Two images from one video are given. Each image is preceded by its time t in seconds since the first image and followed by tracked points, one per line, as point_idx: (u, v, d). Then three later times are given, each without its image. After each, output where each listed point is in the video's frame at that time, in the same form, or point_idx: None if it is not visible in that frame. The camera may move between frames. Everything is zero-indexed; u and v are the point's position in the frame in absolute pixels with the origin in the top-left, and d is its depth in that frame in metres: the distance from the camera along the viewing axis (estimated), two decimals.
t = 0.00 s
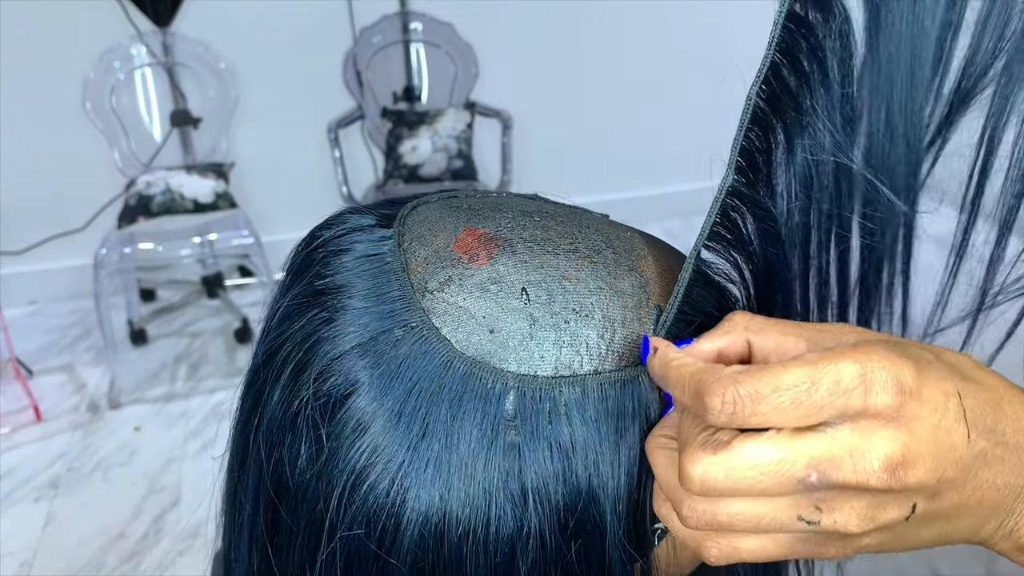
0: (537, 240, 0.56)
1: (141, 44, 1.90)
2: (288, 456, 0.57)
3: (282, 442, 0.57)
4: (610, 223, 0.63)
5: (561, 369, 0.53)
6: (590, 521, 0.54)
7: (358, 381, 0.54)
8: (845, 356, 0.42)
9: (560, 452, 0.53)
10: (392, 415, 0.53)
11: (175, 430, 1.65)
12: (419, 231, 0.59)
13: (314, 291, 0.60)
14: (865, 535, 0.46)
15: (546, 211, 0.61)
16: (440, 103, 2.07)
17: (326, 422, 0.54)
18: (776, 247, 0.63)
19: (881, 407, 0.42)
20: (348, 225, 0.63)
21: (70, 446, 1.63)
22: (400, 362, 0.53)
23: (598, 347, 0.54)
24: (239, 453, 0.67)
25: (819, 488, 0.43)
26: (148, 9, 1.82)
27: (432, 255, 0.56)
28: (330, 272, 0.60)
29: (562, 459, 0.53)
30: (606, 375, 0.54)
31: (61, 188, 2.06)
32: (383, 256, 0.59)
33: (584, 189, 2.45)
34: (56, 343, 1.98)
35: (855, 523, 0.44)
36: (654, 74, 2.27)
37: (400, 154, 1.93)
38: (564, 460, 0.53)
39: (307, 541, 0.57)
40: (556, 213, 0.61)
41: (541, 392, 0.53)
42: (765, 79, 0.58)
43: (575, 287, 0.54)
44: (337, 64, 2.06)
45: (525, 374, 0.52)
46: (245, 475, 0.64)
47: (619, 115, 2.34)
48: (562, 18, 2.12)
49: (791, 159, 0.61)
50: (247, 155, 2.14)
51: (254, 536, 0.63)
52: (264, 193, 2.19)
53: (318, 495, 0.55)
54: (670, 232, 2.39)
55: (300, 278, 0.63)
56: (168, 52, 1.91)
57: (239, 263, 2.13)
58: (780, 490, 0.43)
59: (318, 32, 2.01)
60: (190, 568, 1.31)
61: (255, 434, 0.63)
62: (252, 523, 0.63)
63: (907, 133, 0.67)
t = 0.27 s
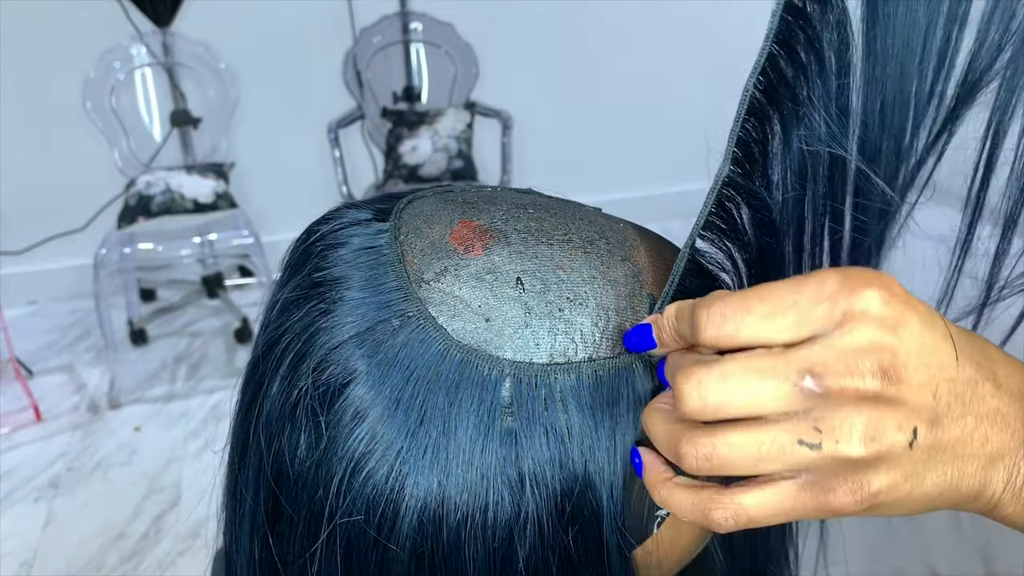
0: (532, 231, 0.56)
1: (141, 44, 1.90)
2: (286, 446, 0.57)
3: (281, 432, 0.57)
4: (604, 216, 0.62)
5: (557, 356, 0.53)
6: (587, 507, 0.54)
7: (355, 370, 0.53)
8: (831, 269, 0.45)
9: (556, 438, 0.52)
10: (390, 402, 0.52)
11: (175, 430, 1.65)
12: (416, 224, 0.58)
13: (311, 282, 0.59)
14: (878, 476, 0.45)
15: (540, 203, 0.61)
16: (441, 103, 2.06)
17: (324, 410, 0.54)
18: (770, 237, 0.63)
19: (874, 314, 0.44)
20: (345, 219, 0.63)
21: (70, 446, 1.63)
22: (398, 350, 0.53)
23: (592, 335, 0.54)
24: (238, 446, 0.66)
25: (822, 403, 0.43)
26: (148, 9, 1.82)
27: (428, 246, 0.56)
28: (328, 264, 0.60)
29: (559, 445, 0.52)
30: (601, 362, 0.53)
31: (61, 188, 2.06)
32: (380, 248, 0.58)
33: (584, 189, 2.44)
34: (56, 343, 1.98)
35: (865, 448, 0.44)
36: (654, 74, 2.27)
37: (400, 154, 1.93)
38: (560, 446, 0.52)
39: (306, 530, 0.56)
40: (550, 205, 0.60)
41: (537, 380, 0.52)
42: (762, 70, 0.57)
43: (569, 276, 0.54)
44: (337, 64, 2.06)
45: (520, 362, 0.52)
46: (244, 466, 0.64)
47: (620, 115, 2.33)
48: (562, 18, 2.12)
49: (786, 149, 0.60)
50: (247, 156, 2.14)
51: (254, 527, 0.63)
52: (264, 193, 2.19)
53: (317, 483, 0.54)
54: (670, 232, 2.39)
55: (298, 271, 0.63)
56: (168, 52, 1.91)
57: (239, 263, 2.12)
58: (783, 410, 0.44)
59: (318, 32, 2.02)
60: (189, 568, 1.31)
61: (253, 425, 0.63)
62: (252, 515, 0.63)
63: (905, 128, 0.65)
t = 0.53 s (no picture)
0: (518, 240, 0.54)
1: (141, 44, 1.90)
2: (271, 454, 0.57)
3: (265, 440, 0.57)
4: (595, 222, 0.61)
5: (539, 368, 0.51)
6: (570, 518, 0.54)
7: (338, 380, 0.53)
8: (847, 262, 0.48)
9: (539, 451, 0.52)
10: (372, 413, 0.52)
11: (175, 430, 1.65)
12: (402, 232, 0.57)
13: (298, 290, 0.59)
14: (914, 454, 0.46)
15: (529, 210, 0.59)
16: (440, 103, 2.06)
17: (307, 420, 0.54)
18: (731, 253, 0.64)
19: (889, 299, 0.46)
20: (333, 226, 0.62)
21: (69, 446, 1.63)
22: (380, 361, 0.52)
23: (577, 348, 0.52)
24: (227, 448, 0.67)
25: (856, 374, 0.44)
26: (148, 10, 1.82)
27: (413, 256, 0.55)
28: (314, 271, 0.59)
29: (542, 457, 0.52)
30: (585, 374, 0.52)
31: (61, 188, 2.06)
32: (366, 257, 0.58)
33: (584, 190, 2.43)
34: (57, 343, 1.98)
35: (895, 418, 0.45)
36: (653, 74, 2.27)
37: (400, 153, 1.93)
38: (543, 458, 0.52)
39: (290, 537, 0.57)
40: (539, 212, 0.59)
41: (519, 392, 0.51)
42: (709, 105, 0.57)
43: (554, 287, 0.52)
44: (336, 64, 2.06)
45: (502, 374, 0.51)
46: (231, 469, 0.64)
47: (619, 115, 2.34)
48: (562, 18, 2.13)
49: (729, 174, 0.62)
50: (246, 156, 2.14)
51: (241, 531, 0.63)
52: (263, 193, 2.19)
53: (299, 491, 0.54)
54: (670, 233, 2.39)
55: (286, 278, 0.62)
56: (168, 52, 1.91)
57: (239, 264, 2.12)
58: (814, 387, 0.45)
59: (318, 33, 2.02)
60: (189, 568, 1.31)
61: (240, 431, 0.63)
62: (238, 519, 0.63)
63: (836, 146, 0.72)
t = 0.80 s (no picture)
0: (520, 237, 0.55)
1: (142, 44, 1.90)
2: (272, 449, 0.57)
3: (266, 436, 0.57)
4: (597, 222, 0.61)
5: (539, 364, 0.51)
6: (569, 517, 0.53)
7: (338, 375, 0.53)
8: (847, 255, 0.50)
9: (537, 448, 0.51)
10: (371, 409, 0.51)
11: (175, 430, 1.65)
12: (405, 230, 0.58)
13: (300, 286, 0.59)
14: (928, 437, 0.47)
15: (532, 209, 0.59)
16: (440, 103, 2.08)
17: (308, 415, 0.54)
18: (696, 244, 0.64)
19: (889, 288, 0.48)
20: (337, 223, 0.62)
21: (69, 446, 1.63)
22: (380, 356, 0.52)
23: (577, 345, 0.52)
24: (229, 444, 0.67)
25: (863, 357, 0.45)
26: (148, 9, 1.82)
27: (414, 253, 0.55)
28: (317, 268, 0.59)
29: (541, 454, 0.51)
30: (585, 372, 0.52)
31: (60, 188, 2.05)
32: (368, 254, 0.58)
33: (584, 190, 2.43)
34: (57, 343, 1.98)
35: (904, 403, 0.46)
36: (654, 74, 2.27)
37: (400, 153, 1.93)
38: (542, 455, 0.51)
39: (290, 532, 0.56)
40: (542, 211, 0.59)
41: (518, 388, 0.51)
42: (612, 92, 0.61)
43: (555, 284, 0.53)
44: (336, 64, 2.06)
45: (501, 370, 0.51)
46: (233, 465, 0.64)
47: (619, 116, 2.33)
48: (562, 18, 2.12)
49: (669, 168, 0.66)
50: (246, 156, 2.14)
51: (240, 528, 0.63)
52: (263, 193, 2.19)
53: (299, 487, 0.54)
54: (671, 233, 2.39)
55: (290, 275, 0.62)
56: (168, 52, 1.92)
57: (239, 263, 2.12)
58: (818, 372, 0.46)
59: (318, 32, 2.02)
60: (189, 568, 1.31)
61: (243, 427, 0.63)
62: (237, 515, 0.63)
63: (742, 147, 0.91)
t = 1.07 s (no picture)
0: (516, 235, 0.55)
1: (142, 44, 1.94)
2: (270, 447, 0.57)
3: (264, 433, 0.57)
4: (593, 220, 0.61)
5: (535, 362, 0.51)
6: (564, 514, 0.53)
7: (335, 373, 0.53)
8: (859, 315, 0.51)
9: (533, 446, 0.51)
10: (367, 407, 0.51)
11: (174, 430, 1.65)
12: (401, 228, 0.58)
13: (297, 284, 0.59)
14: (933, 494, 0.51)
15: (528, 208, 0.59)
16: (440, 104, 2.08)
17: (305, 413, 0.54)
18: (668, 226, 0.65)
19: (899, 350, 0.50)
20: (334, 222, 0.63)
21: (69, 446, 1.63)
22: (377, 355, 0.52)
23: (573, 343, 0.52)
24: (226, 440, 0.67)
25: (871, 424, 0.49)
26: (148, 10, 1.83)
27: (411, 251, 0.55)
28: (314, 266, 0.59)
29: (537, 452, 0.51)
30: (581, 370, 0.51)
31: (60, 188, 2.06)
32: (365, 252, 0.58)
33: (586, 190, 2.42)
34: (57, 343, 1.98)
35: (915, 458, 0.50)
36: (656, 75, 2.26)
37: (400, 154, 1.93)
38: (537, 453, 0.51)
39: (288, 528, 0.57)
40: (538, 209, 0.59)
41: (514, 387, 0.51)
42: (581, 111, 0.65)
43: (551, 282, 0.53)
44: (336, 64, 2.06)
45: (497, 369, 0.51)
46: (231, 460, 0.64)
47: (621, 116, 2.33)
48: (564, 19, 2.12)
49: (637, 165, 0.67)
50: (246, 156, 2.14)
51: (239, 523, 0.63)
52: (263, 193, 2.19)
53: (297, 484, 0.54)
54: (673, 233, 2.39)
55: (287, 272, 0.62)
56: (168, 53, 1.96)
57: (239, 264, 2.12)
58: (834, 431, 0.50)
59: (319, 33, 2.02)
60: (188, 568, 1.31)
61: (240, 424, 0.63)
62: (236, 510, 0.63)
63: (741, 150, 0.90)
